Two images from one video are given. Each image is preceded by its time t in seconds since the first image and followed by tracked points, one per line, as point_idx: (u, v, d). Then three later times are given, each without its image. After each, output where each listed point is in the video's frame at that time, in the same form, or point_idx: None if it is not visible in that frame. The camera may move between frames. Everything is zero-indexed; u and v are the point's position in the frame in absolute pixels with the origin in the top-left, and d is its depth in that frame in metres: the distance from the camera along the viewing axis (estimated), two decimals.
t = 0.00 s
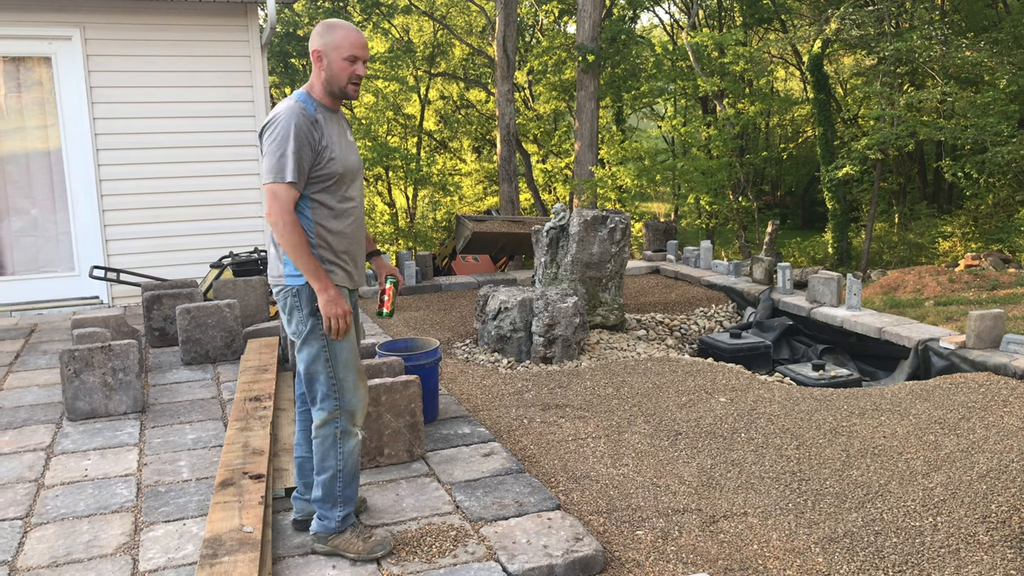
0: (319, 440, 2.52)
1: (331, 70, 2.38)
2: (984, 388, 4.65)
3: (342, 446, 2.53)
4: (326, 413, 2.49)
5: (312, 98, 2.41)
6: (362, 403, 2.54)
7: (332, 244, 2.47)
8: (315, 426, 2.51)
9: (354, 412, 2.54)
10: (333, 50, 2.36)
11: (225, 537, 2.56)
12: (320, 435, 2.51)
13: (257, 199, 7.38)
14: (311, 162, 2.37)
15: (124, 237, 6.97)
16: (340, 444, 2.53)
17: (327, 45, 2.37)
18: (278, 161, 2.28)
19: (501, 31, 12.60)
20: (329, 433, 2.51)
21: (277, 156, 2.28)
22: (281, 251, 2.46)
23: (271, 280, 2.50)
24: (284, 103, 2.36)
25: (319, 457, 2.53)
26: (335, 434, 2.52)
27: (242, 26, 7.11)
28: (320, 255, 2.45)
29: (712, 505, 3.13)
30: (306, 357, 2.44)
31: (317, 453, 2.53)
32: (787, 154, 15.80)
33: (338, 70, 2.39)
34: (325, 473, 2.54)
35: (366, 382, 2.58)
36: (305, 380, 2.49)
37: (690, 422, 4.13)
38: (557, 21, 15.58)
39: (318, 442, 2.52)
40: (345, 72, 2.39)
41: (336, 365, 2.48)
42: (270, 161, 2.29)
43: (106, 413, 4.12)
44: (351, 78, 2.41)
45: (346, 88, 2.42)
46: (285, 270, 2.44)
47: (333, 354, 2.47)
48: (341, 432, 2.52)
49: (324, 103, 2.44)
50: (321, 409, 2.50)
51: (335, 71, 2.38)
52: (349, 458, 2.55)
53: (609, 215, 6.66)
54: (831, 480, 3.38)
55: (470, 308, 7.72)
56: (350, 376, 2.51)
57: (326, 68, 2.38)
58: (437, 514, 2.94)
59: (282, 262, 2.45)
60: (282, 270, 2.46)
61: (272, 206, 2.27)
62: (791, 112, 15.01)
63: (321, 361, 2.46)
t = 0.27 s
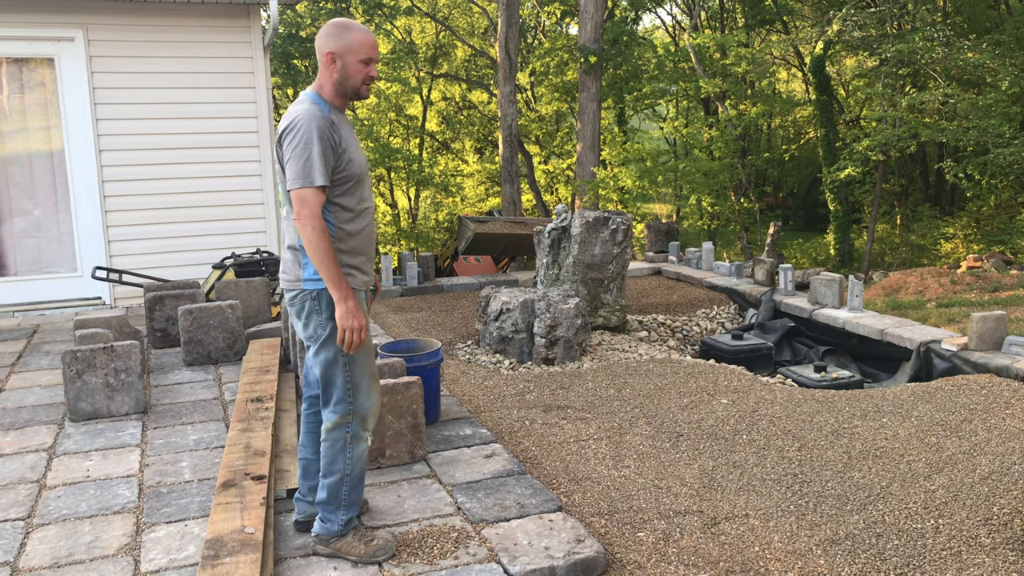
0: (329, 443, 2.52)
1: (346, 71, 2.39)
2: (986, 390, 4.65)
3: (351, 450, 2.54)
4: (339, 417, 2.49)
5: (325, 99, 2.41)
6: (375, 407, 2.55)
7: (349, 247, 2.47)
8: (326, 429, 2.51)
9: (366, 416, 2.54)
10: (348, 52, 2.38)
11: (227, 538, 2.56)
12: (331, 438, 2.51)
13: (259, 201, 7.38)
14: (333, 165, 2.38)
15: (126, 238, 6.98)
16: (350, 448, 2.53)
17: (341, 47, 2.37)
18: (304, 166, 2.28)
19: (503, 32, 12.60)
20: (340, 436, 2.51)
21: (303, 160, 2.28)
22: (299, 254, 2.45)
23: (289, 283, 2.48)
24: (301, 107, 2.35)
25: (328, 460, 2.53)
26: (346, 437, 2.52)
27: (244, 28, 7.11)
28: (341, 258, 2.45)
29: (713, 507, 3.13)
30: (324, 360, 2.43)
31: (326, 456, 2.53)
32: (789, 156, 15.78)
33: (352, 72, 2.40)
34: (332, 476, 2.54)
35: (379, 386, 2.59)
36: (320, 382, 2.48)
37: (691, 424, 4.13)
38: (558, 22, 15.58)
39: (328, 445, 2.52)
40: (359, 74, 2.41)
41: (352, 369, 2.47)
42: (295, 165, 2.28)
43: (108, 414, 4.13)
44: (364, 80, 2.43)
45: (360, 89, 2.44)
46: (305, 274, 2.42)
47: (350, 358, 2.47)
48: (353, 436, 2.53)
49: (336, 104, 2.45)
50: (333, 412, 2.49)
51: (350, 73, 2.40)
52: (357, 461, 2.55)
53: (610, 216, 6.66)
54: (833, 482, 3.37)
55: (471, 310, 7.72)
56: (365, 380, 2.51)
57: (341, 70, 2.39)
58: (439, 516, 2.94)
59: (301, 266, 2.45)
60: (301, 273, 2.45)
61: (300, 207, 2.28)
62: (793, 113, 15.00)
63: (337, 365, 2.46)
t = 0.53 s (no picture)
0: (333, 446, 2.52)
1: (362, 72, 2.38)
2: (986, 392, 4.64)
3: (355, 454, 2.54)
4: (344, 420, 2.49)
5: (339, 99, 2.39)
6: (381, 412, 2.55)
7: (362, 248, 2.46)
8: (330, 432, 2.50)
9: (371, 420, 2.54)
10: (366, 53, 2.37)
11: (226, 539, 2.56)
12: (335, 442, 2.51)
13: (260, 202, 7.39)
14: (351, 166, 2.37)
15: (127, 239, 6.98)
16: (354, 452, 2.53)
17: (359, 47, 2.37)
18: (324, 170, 2.27)
19: (504, 33, 12.60)
20: (344, 440, 2.51)
21: (325, 164, 2.27)
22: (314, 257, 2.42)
23: (301, 285, 2.45)
24: (318, 108, 2.33)
25: (331, 463, 2.53)
26: (350, 441, 2.52)
27: (245, 29, 7.12)
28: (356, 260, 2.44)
29: (714, 508, 3.12)
30: (335, 365, 2.42)
31: (329, 458, 2.52)
32: (790, 157, 15.78)
33: (368, 72, 2.40)
34: (335, 479, 2.54)
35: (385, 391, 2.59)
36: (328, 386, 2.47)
37: (692, 426, 4.13)
38: (559, 24, 15.59)
39: (332, 448, 2.52)
40: (375, 74, 2.41)
41: (359, 373, 2.47)
42: (315, 169, 2.27)
43: (108, 415, 4.13)
44: (379, 81, 2.43)
45: (374, 89, 2.44)
46: (320, 276, 2.40)
47: (359, 362, 2.47)
48: (357, 440, 2.53)
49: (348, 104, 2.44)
50: (338, 416, 2.49)
51: (367, 74, 2.39)
52: (361, 465, 2.55)
53: (611, 218, 6.66)
54: (833, 484, 3.37)
55: (472, 311, 7.72)
56: (372, 385, 2.51)
57: (358, 70, 2.38)
58: (439, 517, 2.94)
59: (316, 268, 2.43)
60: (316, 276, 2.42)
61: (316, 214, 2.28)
62: (793, 115, 15.00)
63: (346, 368, 2.45)
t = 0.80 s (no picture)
0: (333, 450, 2.51)
1: (368, 73, 2.38)
2: (986, 393, 4.64)
3: (354, 458, 2.53)
4: (345, 424, 2.49)
5: (345, 102, 2.39)
6: (381, 417, 2.56)
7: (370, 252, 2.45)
8: (330, 436, 2.50)
9: (372, 425, 2.54)
10: (372, 53, 2.37)
11: (225, 540, 2.56)
12: (334, 445, 2.50)
13: (260, 202, 7.39)
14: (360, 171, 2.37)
15: (127, 239, 6.98)
16: (353, 455, 2.53)
17: (364, 48, 2.36)
18: (337, 178, 2.26)
19: (504, 34, 12.60)
20: (343, 443, 2.51)
21: (338, 171, 2.26)
22: (322, 261, 2.40)
23: (306, 289, 2.43)
24: (326, 112, 2.32)
25: (330, 466, 2.52)
26: (349, 444, 2.52)
27: (245, 29, 7.12)
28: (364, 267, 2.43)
29: (713, 509, 3.12)
30: (338, 370, 2.41)
31: (328, 462, 2.51)
32: (790, 158, 15.78)
33: (373, 74, 2.40)
34: (333, 483, 2.53)
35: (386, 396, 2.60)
36: (329, 390, 2.47)
37: (691, 426, 4.12)
38: (559, 24, 15.60)
39: (331, 452, 2.51)
40: (381, 76, 2.41)
41: (361, 378, 2.47)
42: (327, 178, 2.26)
43: (107, 415, 4.12)
44: (385, 82, 2.43)
45: (379, 91, 2.44)
46: (328, 280, 2.40)
47: (361, 367, 2.47)
48: (356, 444, 2.53)
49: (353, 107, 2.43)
50: (339, 419, 2.49)
51: (373, 75, 2.39)
52: (360, 469, 2.55)
53: (611, 218, 6.67)
54: (832, 484, 3.37)
55: (471, 312, 7.72)
56: (374, 390, 2.52)
57: (364, 71, 2.38)
58: (438, 517, 2.94)
59: (324, 273, 2.41)
60: (323, 280, 2.41)
61: (336, 226, 2.24)
62: (793, 116, 15.01)
63: (349, 373, 2.45)
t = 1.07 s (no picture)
0: (328, 452, 2.51)
1: (348, 68, 2.34)
2: (987, 393, 4.64)
3: (349, 460, 2.54)
4: (341, 427, 2.49)
5: (337, 101, 2.39)
6: (377, 419, 2.56)
7: (368, 254, 2.45)
8: (326, 439, 2.50)
9: (368, 427, 2.55)
10: (349, 47, 2.32)
11: (225, 539, 2.55)
12: (330, 448, 2.51)
13: (260, 202, 7.39)
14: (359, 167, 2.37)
15: (127, 239, 6.98)
16: (349, 458, 2.54)
17: (344, 42, 2.32)
18: (334, 177, 2.27)
19: (505, 33, 12.60)
20: (339, 446, 2.51)
21: (336, 172, 2.27)
22: (318, 263, 2.41)
23: (302, 292, 2.44)
24: (316, 115, 2.32)
25: (325, 469, 2.52)
26: (345, 447, 2.52)
27: (245, 29, 7.11)
28: (361, 267, 2.44)
29: (713, 509, 3.12)
30: (333, 373, 2.41)
31: (324, 465, 2.52)
32: (790, 158, 15.78)
33: (354, 68, 2.35)
34: (329, 484, 2.53)
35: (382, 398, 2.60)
36: (324, 393, 2.46)
37: (691, 426, 4.12)
38: (560, 24, 15.60)
39: (327, 454, 2.51)
40: (364, 69, 2.35)
41: (357, 381, 2.47)
42: (326, 178, 2.28)
43: (107, 414, 4.12)
44: (369, 75, 2.37)
45: (367, 84, 2.39)
46: (325, 283, 2.41)
47: (356, 370, 2.47)
48: (352, 446, 2.53)
49: (346, 104, 2.41)
50: (334, 423, 2.49)
51: (353, 69, 2.34)
52: (356, 472, 2.56)
53: (611, 218, 6.67)
54: (832, 485, 3.36)
55: (472, 311, 7.72)
56: (370, 393, 2.52)
57: (345, 67, 2.34)
58: (438, 518, 2.93)
59: (320, 275, 2.42)
60: (320, 283, 2.42)
61: (368, 221, 2.27)
62: (794, 116, 15.01)
63: (344, 376, 2.45)
